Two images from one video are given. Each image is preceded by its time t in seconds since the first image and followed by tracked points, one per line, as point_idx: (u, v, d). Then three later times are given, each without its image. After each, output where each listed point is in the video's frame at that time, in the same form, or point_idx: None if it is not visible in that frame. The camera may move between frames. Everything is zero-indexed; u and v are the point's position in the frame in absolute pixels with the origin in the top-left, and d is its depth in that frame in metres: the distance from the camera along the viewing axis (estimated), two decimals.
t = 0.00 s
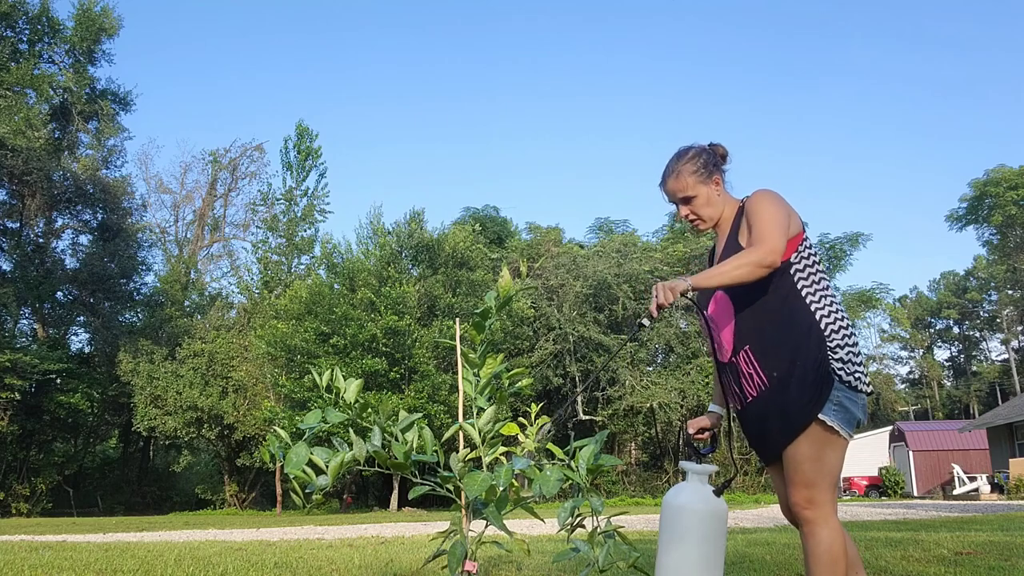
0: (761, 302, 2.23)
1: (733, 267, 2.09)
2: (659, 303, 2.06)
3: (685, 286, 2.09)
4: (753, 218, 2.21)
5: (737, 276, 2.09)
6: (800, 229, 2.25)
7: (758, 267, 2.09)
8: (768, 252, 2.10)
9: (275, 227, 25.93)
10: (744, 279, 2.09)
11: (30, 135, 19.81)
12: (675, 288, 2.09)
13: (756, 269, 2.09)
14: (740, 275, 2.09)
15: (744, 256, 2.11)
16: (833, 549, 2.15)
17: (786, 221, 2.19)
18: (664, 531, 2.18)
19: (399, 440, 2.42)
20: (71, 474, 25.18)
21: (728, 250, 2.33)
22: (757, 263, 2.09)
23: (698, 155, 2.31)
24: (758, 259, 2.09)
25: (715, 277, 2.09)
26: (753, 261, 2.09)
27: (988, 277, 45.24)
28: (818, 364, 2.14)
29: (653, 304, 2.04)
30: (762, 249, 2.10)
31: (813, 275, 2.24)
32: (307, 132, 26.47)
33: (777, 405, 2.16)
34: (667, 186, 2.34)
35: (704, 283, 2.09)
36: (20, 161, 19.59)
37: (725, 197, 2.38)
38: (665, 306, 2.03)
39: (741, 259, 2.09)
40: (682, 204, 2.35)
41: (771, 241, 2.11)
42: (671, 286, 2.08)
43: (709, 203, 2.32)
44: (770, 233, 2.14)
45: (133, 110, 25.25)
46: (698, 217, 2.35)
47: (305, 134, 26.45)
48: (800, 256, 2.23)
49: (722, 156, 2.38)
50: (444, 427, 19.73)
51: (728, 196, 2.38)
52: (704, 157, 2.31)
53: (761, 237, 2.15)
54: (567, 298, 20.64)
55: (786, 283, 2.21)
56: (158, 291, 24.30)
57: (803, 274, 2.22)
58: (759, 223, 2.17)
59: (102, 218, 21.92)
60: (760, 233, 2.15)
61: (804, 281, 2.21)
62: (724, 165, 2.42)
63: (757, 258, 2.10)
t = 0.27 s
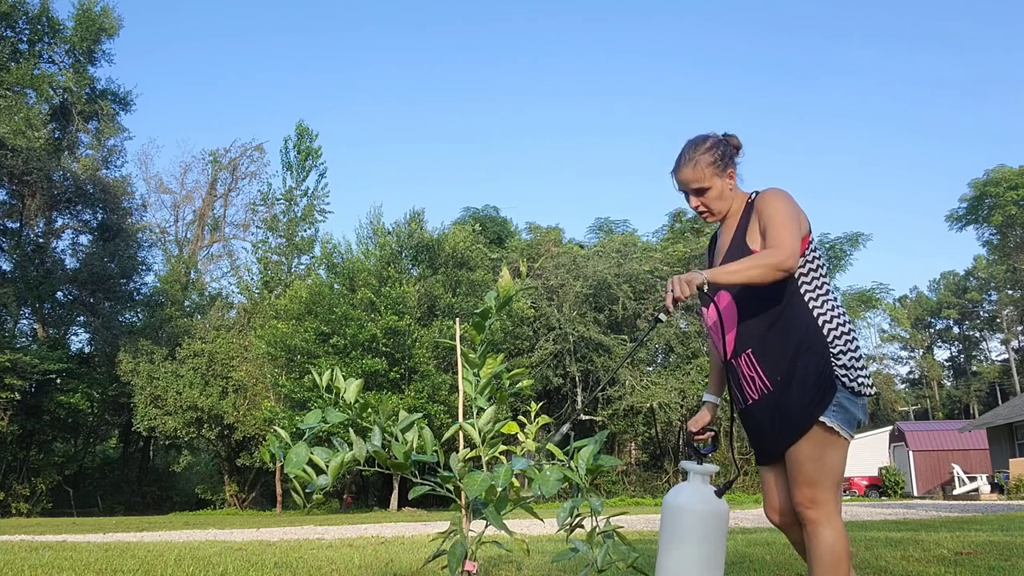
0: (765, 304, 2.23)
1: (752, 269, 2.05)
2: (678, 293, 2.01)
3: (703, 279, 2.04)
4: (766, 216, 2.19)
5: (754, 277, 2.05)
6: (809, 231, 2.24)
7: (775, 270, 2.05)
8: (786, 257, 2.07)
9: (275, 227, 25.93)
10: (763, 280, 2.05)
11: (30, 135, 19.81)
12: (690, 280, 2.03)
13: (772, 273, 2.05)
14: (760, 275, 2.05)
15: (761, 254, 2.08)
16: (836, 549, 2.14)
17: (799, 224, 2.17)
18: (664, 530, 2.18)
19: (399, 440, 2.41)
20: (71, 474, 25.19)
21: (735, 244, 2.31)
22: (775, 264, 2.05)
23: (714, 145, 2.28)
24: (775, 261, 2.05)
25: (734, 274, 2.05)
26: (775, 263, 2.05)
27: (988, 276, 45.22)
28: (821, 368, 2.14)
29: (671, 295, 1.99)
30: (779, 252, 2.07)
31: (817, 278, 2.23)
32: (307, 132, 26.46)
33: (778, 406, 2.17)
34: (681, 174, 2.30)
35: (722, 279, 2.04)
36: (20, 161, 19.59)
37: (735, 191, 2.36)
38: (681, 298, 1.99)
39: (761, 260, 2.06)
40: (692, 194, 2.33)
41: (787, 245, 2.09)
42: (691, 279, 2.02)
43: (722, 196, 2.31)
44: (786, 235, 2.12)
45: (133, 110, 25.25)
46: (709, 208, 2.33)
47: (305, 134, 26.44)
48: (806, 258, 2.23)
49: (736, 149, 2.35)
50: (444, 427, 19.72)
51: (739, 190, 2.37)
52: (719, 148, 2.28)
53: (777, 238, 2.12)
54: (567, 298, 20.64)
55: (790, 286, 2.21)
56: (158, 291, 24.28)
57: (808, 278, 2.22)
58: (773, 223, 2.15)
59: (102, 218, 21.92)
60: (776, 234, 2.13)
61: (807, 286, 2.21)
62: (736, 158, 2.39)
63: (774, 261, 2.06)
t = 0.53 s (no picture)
0: (765, 303, 2.22)
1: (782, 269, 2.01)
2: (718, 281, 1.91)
3: (740, 267, 1.96)
4: (777, 215, 2.19)
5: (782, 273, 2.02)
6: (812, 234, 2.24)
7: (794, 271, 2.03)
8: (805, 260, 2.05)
9: (275, 227, 25.94)
10: (788, 277, 2.01)
11: (30, 135, 19.82)
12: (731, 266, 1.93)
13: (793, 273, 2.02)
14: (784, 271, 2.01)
15: (783, 251, 2.06)
16: (832, 548, 2.13)
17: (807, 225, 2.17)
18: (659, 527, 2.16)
19: (400, 440, 2.41)
20: (71, 474, 25.20)
21: (739, 239, 2.29)
22: (799, 265, 2.02)
23: (729, 136, 2.25)
24: (796, 262, 2.03)
25: (763, 267, 1.99)
26: (799, 262, 2.02)
27: (988, 276, 45.21)
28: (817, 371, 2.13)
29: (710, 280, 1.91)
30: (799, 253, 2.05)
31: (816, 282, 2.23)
32: (307, 132, 26.46)
33: (771, 404, 2.16)
34: (694, 161, 2.26)
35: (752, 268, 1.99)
36: (20, 161, 19.59)
37: (742, 185, 2.34)
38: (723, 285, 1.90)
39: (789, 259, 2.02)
40: (702, 181, 2.28)
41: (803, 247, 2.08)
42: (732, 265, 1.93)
43: (732, 187, 2.29)
44: (798, 236, 2.12)
45: (133, 109, 25.24)
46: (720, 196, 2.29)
47: (305, 134, 26.44)
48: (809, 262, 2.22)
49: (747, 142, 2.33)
50: (444, 427, 19.70)
51: (744, 184, 2.36)
52: (734, 139, 2.25)
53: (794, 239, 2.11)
54: (567, 298, 20.64)
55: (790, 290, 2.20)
56: (158, 291, 24.27)
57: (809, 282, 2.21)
58: (784, 223, 2.15)
59: (102, 218, 21.92)
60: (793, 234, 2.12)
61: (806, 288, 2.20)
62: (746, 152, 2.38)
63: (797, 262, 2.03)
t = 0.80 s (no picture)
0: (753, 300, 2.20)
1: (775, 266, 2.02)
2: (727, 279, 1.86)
3: (745, 265, 1.93)
4: (773, 217, 2.18)
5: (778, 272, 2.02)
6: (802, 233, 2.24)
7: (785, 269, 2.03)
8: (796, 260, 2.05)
9: (275, 227, 25.95)
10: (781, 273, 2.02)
11: (30, 135, 19.84)
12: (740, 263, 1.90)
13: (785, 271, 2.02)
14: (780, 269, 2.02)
15: (777, 252, 2.06)
16: (821, 551, 2.07)
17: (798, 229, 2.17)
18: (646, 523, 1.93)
19: (399, 440, 2.42)
20: (72, 474, 25.21)
21: (734, 239, 2.27)
22: (792, 264, 2.04)
23: (734, 136, 2.20)
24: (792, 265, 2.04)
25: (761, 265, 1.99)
26: (793, 261, 2.04)
27: (988, 276, 45.20)
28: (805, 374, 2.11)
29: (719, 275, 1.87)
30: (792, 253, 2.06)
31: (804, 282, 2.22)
32: (307, 132, 26.47)
33: (756, 404, 2.14)
34: (697, 158, 2.21)
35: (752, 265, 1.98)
36: (20, 161, 19.60)
37: (740, 184, 2.30)
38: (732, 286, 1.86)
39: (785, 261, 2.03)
40: (704, 178, 2.23)
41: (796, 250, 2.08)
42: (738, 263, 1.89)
43: (732, 188, 2.24)
44: (790, 238, 2.13)
45: (133, 110, 25.25)
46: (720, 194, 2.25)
47: (305, 134, 26.45)
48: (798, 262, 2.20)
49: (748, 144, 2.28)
50: (444, 427, 19.69)
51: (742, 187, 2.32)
52: (738, 140, 2.20)
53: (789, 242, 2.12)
54: (567, 298, 20.65)
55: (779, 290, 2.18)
56: (158, 291, 24.26)
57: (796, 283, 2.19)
58: (776, 225, 2.16)
59: (102, 218, 21.92)
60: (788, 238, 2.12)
61: (793, 290, 2.18)
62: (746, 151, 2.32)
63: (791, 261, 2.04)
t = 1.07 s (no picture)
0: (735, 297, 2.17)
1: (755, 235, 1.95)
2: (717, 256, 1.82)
3: (731, 239, 1.88)
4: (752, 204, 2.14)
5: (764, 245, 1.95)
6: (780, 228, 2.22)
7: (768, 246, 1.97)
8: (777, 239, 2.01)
9: (275, 227, 25.96)
10: (767, 248, 1.95)
11: (30, 135, 19.84)
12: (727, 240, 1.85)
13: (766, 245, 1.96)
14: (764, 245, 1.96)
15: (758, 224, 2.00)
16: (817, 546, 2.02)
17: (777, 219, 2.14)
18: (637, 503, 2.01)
19: (399, 440, 2.41)
20: (71, 474, 25.21)
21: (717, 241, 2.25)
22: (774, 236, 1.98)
23: (715, 142, 2.20)
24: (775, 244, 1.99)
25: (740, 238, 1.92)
26: (775, 231, 1.97)
27: (988, 276, 45.20)
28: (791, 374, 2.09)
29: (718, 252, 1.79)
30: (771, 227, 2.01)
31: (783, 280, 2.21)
32: (307, 132, 26.47)
33: (742, 403, 2.11)
34: (682, 162, 2.20)
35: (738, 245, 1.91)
36: (20, 161, 19.60)
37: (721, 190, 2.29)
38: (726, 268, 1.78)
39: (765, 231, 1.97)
40: (688, 183, 2.22)
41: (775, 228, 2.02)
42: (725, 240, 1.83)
43: (715, 192, 2.22)
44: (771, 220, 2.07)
45: (133, 110, 25.25)
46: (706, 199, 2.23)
47: (306, 134, 26.46)
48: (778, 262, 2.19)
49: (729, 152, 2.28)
50: (444, 427, 19.69)
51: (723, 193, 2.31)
52: (719, 145, 2.20)
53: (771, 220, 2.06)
54: (567, 298, 20.65)
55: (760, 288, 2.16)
56: (158, 291, 24.26)
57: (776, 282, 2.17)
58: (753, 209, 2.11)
59: (102, 218, 21.92)
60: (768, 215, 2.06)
61: (773, 290, 2.16)
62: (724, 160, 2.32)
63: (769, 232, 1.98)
